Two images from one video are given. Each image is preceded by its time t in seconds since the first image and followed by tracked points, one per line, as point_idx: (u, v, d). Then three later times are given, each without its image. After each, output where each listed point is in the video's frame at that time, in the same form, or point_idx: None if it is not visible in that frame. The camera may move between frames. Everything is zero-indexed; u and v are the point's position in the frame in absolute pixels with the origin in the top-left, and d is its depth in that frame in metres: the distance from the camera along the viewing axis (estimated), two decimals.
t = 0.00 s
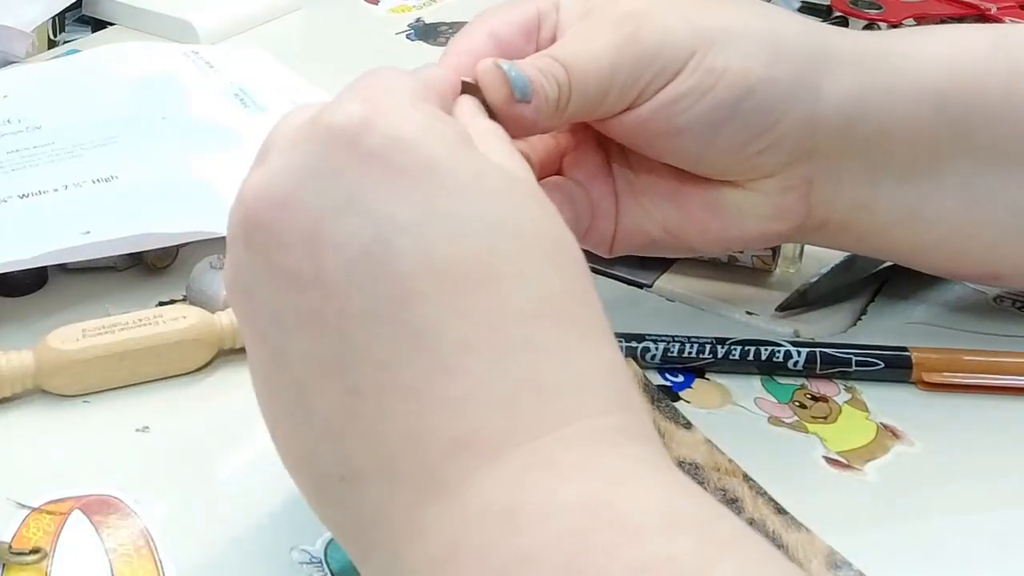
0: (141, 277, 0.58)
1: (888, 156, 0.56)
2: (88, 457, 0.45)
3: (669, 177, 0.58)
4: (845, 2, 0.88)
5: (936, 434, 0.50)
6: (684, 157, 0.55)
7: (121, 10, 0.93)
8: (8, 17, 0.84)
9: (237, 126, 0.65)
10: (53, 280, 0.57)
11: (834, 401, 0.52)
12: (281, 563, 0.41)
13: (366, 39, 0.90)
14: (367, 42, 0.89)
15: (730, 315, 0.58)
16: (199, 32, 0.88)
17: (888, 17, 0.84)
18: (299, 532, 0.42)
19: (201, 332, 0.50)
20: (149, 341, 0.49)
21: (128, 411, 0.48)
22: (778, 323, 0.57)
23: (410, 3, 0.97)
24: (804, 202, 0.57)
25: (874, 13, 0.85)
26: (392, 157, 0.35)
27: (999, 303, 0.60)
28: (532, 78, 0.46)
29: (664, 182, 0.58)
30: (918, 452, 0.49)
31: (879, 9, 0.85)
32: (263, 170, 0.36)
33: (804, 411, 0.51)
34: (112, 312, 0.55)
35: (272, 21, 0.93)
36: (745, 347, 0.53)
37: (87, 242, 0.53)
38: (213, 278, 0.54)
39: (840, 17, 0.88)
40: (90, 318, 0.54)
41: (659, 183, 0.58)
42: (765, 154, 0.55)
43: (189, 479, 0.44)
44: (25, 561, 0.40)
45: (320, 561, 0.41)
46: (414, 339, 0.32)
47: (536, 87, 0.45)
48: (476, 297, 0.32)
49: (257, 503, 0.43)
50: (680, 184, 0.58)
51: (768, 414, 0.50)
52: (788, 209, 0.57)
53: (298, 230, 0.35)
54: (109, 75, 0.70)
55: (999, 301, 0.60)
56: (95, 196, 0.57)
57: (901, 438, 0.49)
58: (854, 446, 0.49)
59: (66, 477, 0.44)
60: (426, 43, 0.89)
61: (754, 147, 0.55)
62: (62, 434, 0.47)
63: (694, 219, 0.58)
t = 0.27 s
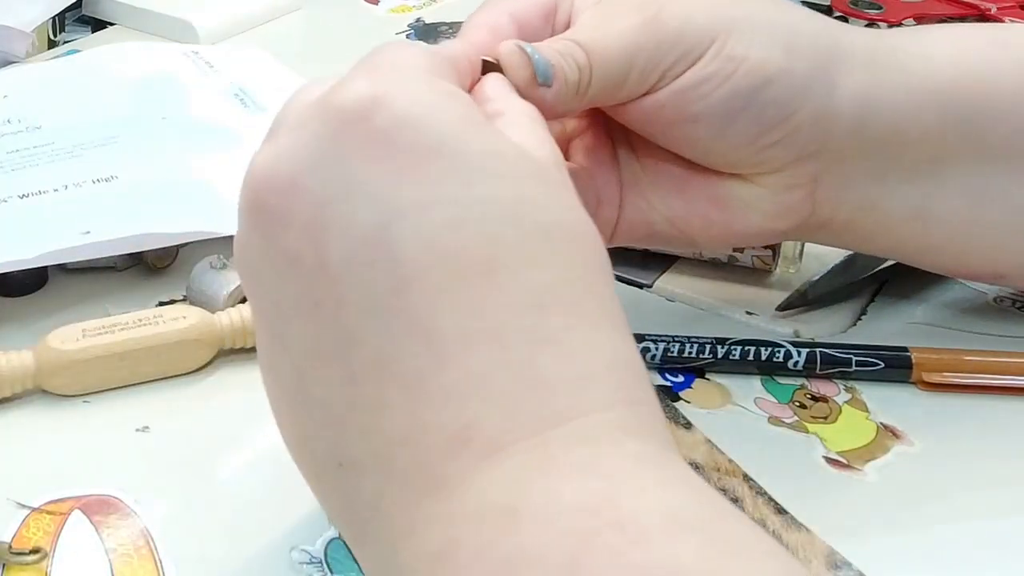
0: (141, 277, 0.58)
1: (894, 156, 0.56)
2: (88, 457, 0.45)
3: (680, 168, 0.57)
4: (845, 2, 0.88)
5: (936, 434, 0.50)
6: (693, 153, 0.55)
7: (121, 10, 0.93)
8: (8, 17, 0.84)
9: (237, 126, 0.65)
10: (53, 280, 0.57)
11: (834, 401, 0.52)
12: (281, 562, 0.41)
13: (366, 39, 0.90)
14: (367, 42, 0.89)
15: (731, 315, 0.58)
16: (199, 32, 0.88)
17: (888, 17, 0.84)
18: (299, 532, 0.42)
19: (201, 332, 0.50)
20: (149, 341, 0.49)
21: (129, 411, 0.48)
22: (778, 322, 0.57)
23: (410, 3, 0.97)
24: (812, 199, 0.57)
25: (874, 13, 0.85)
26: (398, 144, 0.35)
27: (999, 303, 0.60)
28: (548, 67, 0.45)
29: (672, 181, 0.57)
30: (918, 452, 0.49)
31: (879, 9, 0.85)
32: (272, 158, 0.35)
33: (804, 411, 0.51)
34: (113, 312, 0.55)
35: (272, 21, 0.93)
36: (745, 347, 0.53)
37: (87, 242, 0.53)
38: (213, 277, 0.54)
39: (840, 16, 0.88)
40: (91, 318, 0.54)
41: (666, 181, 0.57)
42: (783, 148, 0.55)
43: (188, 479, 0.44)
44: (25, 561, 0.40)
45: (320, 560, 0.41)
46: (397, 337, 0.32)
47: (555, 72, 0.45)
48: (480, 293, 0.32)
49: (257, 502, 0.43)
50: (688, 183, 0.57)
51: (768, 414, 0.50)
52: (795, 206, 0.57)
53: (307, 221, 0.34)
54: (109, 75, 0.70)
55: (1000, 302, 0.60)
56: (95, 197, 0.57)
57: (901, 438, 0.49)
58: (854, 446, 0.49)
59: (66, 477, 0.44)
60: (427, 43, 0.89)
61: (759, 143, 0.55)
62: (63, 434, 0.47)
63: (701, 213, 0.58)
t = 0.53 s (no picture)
0: (141, 277, 0.58)
1: (918, 165, 0.55)
2: (88, 456, 0.45)
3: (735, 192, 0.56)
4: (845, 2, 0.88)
5: (936, 435, 0.50)
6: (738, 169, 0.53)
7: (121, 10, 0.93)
8: (8, 17, 0.84)
9: (237, 126, 0.65)
10: (53, 280, 0.57)
11: (833, 401, 0.52)
12: (281, 562, 0.41)
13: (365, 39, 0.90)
14: (367, 42, 0.89)
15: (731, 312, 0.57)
16: (199, 33, 0.88)
17: (888, 17, 0.84)
18: (298, 532, 0.42)
19: (201, 332, 0.50)
20: (149, 341, 0.49)
21: (129, 411, 0.48)
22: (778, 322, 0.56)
23: (410, 3, 0.97)
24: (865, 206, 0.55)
25: (874, 13, 0.85)
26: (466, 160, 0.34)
27: (999, 303, 0.60)
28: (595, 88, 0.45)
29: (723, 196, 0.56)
30: (918, 452, 0.48)
31: (879, 9, 0.85)
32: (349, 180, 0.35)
33: (804, 411, 0.51)
34: (113, 312, 0.55)
35: (273, 21, 0.93)
36: (746, 347, 0.53)
37: (86, 242, 0.53)
38: (212, 277, 0.54)
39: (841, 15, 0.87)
40: (91, 318, 0.54)
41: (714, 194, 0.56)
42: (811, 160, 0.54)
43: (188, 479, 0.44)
44: (25, 561, 0.40)
45: (319, 561, 0.41)
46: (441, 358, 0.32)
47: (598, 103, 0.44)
48: (548, 323, 0.31)
49: (257, 502, 0.43)
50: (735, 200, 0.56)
51: (768, 414, 0.50)
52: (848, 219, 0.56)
53: (349, 234, 0.34)
54: (109, 76, 0.70)
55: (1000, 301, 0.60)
56: (95, 197, 0.57)
57: (900, 438, 0.49)
58: (854, 446, 0.49)
59: (66, 477, 0.44)
60: (426, 43, 0.89)
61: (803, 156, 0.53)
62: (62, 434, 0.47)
63: (761, 232, 0.56)
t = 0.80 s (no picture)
0: (141, 277, 0.58)
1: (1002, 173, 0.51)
2: (88, 456, 0.45)
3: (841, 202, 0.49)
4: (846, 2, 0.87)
5: (936, 435, 0.50)
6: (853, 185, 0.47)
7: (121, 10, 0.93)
8: (8, 17, 0.84)
9: (237, 127, 0.65)
10: (53, 280, 0.57)
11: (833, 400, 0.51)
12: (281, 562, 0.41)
13: (365, 39, 0.90)
14: (367, 42, 0.89)
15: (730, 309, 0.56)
16: (199, 32, 0.88)
17: (889, 17, 0.84)
18: (298, 532, 0.42)
19: (201, 332, 0.50)
20: (149, 341, 0.49)
21: (129, 411, 0.48)
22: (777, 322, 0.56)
23: (410, 3, 0.97)
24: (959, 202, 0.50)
25: (874, 13, 0.85)
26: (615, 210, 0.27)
27: (998, 303, 0.60)
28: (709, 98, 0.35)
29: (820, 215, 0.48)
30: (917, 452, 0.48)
31: (879, 8, 0.85)
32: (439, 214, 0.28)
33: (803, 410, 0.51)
34: (113, 312, 0.55)
35: (273, 21, 0.93)
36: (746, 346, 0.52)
37: (86, 242, 0.53)
38: (212, 277, 0.54)
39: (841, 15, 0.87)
40: (91, 318, 0.54)
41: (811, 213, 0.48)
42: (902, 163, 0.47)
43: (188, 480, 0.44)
44: (25, 561, 0.40)
45: (319, 561, 0.41)
46: (568, 469, 0.25)
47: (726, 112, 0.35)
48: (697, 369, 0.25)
49: (257, 502, 0.43)
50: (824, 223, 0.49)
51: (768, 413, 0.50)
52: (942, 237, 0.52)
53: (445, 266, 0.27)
54: (109, 76, 0.70)
55: (999, 301, 0.60)
56: (95, 197, 0.57)
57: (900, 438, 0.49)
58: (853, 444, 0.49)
59: (67, 477, 0.44)
60: (426, 43, 0.89)
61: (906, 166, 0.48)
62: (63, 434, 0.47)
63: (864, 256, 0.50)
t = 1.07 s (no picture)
0: (141, 277, 0.58)
1: None
2: (89, 457, 0.45)
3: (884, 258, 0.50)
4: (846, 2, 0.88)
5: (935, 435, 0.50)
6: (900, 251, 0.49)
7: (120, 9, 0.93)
8: (8, 18, 0.84)
9: (237, 127, 0.65)
10: (52, 281, 0.57)
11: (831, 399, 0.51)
12: (280, 562, 0.41)
13: (365, 39, 0.90)
14: (367, 42, 0.89)
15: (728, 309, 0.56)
16: (199, 32, 0.88)
17: (889, 18, 0.84)
18: (298, 532, 0.42)
19: (201, 332, 0.50)
20: (150, 341, 0.49)
21: (129, 411, 0.48)
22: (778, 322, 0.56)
23: (410, 3, 0.97)
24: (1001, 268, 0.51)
25: (874, 13, 0.85)
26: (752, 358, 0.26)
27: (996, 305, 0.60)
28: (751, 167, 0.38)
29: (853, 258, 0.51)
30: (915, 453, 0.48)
31: (879, 9, 0.85)
32: (551, 352, 0.28)
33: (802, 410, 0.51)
34: (113, 313, 0.55)
35: (273, 21, 0.93)
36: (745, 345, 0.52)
37: (86, 242, 0.53)
38: (213, 277, 0.54)
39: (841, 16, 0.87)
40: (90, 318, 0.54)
41: (852, 268, 0.51)
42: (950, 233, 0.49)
43: (189, 480, 0.44)
44: (26, 561, 0.40)
45: (319, 561, 0.41)
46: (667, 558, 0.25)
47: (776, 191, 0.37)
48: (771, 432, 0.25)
49: (257, 502, 0.43)
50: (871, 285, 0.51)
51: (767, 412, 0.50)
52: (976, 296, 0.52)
53: (545, 308, 0.30)
54: (109, 76, 0.70)
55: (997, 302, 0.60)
56: (95, 197, 0.57)
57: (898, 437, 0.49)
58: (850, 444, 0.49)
59: (67, 477, 0.44)
60: (426, 43, 0.89)
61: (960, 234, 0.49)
62: (62, 434, 0.47)
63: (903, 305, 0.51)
